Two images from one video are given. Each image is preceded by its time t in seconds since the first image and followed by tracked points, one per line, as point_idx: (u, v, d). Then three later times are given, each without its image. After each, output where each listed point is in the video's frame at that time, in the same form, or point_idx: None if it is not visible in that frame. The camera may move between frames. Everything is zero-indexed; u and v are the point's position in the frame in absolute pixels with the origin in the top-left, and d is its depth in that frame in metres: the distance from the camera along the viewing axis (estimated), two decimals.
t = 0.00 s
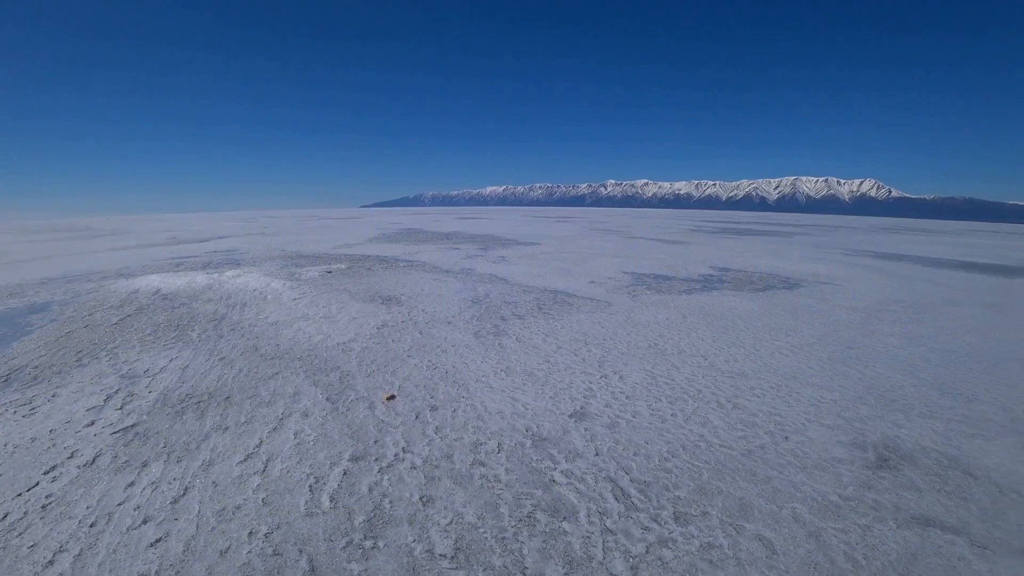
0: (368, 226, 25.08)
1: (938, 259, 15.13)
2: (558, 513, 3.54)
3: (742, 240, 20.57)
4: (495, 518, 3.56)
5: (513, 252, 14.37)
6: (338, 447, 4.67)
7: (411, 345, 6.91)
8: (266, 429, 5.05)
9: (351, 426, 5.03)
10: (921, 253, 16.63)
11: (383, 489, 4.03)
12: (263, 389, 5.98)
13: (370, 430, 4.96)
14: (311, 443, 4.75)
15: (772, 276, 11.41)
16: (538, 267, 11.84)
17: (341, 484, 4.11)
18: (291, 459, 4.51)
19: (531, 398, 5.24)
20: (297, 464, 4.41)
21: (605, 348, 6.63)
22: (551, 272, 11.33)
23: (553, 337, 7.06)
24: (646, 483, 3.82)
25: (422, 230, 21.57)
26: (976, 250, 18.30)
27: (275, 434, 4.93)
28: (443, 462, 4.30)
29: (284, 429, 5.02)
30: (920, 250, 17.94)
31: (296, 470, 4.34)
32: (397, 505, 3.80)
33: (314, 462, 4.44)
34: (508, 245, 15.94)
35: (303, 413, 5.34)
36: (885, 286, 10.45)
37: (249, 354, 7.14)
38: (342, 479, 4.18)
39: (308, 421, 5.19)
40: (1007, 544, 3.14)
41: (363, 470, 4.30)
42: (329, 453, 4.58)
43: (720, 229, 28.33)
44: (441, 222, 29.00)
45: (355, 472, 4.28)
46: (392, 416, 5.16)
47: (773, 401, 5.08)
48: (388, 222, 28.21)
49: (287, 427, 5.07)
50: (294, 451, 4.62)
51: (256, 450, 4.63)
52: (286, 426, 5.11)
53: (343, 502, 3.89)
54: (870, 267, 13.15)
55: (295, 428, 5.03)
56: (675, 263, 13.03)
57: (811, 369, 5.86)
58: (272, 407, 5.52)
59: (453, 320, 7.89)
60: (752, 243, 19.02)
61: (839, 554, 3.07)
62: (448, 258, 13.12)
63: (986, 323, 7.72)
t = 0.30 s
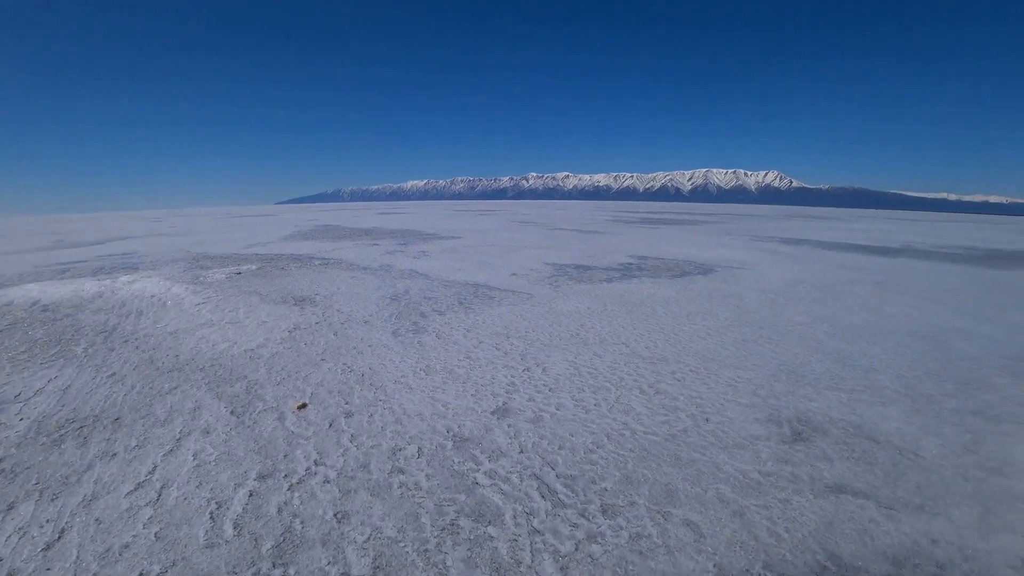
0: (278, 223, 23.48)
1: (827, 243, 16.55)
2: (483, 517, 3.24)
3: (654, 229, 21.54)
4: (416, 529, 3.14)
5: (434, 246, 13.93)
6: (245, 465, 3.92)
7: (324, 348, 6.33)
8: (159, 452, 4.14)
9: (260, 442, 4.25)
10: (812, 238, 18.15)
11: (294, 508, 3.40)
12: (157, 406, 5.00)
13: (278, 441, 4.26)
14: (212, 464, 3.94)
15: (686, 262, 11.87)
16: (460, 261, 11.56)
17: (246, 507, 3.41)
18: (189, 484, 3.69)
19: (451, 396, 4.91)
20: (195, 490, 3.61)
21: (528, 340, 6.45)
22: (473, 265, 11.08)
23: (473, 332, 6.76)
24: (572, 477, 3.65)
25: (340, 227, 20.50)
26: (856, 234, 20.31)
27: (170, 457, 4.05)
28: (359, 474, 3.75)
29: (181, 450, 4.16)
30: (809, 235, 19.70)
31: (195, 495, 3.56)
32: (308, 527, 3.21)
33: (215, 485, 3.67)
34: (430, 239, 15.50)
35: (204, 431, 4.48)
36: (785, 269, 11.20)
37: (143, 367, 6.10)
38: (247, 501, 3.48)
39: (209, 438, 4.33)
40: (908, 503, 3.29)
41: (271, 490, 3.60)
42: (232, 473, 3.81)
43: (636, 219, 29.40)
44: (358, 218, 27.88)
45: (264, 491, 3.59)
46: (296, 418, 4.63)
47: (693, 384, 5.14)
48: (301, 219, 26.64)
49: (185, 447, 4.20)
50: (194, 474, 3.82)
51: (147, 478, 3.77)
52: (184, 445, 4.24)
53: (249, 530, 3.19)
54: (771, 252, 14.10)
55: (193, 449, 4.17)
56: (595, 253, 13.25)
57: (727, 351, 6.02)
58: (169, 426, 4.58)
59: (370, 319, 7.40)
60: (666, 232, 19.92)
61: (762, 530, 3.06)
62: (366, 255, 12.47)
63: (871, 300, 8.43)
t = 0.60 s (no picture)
0: (168, 227, 21.34)
1: (723, 229, 17.79)
2: (408, 521, 3.01)
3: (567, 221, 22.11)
4: (335, 543, 2.84)
5: (344, 245, 13.24)
6: (138, 493, 3.31)
7: (225, 357, 5.74)
8: (29, 491, 3.40)
9: (153, 466, 3.62)
10: (709, 225, 19.45)
11: (197, 534, 2.93)
12: (23, 438, 4.15)
13: (176, 462, 3.67)
14: (96, 497, 3.29)
15: (599, 251, 12.17)
16: (373, 259, 11.08)
17: (138, 542, 2.87)
18: (67, 524, 3.05)
19: (367, 397, 4.59)
20: (75, 530, 2.99)
21: (445, 333, 6.21)
22: (387, 262, 10.66)
23: (388, 329, 6.41)
24: (498, 470, 3.49)
25: (240, 228, 18.93)
26: (745, 220, 22.04)
27: (42, 496, 3.34)
28: (268, 489, 3.33)
29: (57, 486, 3.44)
30: (707, 222, 21.15)
31: (76, 536, 2.94)
32: (213, 555, 2.77)
33: (101, 521, 3.06)
34: (342, 238, 14.78)
35: (85, 461, 3.75)
36: (689, 254, 11.83)
37: (7, 394, 5.08)
38: (141, 535, 2.93)
39: (91, 469, 3.63)
40: (815, 461, 3.49)
41: (167, 519, 3.05)
42: (119, 505, 3.20)
43: (548, 211, 29.92)
44: (261, 219, 26.09)
45: (162, 520, 3.05)
46: (191, 432, 4.08)
47: (612, 367, 5.18)
48: (195, 222, 24.45)
49: (60, 482, 3.49)
50: (75, 510, 3.16)
51: (13, 524, 3.05)
52: (61, 479, 3.52)
53: (143, 569, 2.69)
54: (675, 238, 14.87)
55: (71, 483, 3.47)
56: (510, 245, 13.27)
57: (640, 333, 6.17)
58: (40, 459, 3.81)
59: (277, 323, 6.83)
60: (579, 223, 20.50)
61: (688, 503, 3.09)
62: (271, 256, 11.60)
63: (764, 279, 9.09)
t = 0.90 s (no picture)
0: (28, 231, 18.62)
1: (628, 222, 18.64)
2: (331, 526, 2.81)
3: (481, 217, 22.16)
4: (251, 559, 2.58)
5: (244, 246, 12.28)
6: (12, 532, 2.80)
7: (109, 371, 5.06)
8: None
9: (27, 499, 3.08)
10: (615, 218, 20.31)
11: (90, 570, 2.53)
12: None
13: (54, 492, 3.15)
14: None
15: (512, 245, 12.27)
16: (277, 259, 10.36)
17: None
18: None
19: (277, 402, 4.25)
20: None
21: (358, 331, 5.92)
22: (292, 262, 10.01)
23: (297, 330, 6.00)
24: (422, 464, 3.34)
25: (120, 232, 16.95)
26: (647, 214, 23.27)
27: None
28: (170, 509, 2.96)
29: None
30: (615, 216, 22.15)
31: None
32: None
33: None
34: (242, 239, 13.69)
35: None
36: (599, 245, 12.26)
37: None
38: None
39: None
40: (728, 428, 3.70)
41: (47, 558, 2.61)
42: None
43: (461, 207, 29.72)
44: (145, 221, 23.56)
45: (42, 560, 2.60)
46: (70, 456, 3.55)
47: (531, 354, 5.19)
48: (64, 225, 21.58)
49: None
50: None
51: None
52: None
53: None
54: (585, 231, 15.37)
55: None
56: (424, 241, 13.02)
57: (556, 321, 6.26)
58: None
59: (169, 331, 6.16)
60: (493, 219, 20.62)
61: (615, 478, 3.15)
62: (159, 260, 10.48)
63: (668, 266, 9.62)
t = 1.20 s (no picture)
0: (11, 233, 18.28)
1: (619, 216, 18.62)
2: (331, 529, 2.74)
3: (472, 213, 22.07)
4: (249, 564, 2.51)
5: (232, 245, 12.10)
6: None
7: (97, 373, 4.94)
8: None
9: (15, 508, 2.97)
10: (606, 212, 20.28)
11: None
12: None
13: (41, 500, 3.04)
14: None
15: (504, 240, 12.19)
16: (266, 258, 10.21)
17: None
18: None
19: (271, 403, 4.16)
20: None
21: (352, 329, 5.82)
22: (282, 260, 9.87)
23: (289, 329, 5.90)
24: (422, 464, 3.28)
25: (104, 232, 16.62)
26: (637, 207, 23.28)
27: None
28: (163, 515, 2.87)
29: None
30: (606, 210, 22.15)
31: None
32: None
33: None
34: (230, 238, 13.48)
35: None
36: (591, 240, 12.22)
37: None
38: None
39: None
40: (729, 421, 3.67)
41: (37, 569, 2.52)
42: None
43: (452, 203, 29.57)
44: (131, 220, 23.23)
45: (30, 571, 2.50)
46: (58, 463, 3.44)
47: (528, 350, 5.13)
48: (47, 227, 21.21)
49: None
50: None
51: None
52: None
53: None
54: (577, 225, 15.31)
55: None
56: (415, 237, 12.90)
57: (551, 316, 6.21)
58: None
59: (158, 332, 6.04)
60: (484, 215, 20.55)
61: (618, 474, 3.11)
62: (146, 261, 10.30)
63: (661, 259, 9.60)
